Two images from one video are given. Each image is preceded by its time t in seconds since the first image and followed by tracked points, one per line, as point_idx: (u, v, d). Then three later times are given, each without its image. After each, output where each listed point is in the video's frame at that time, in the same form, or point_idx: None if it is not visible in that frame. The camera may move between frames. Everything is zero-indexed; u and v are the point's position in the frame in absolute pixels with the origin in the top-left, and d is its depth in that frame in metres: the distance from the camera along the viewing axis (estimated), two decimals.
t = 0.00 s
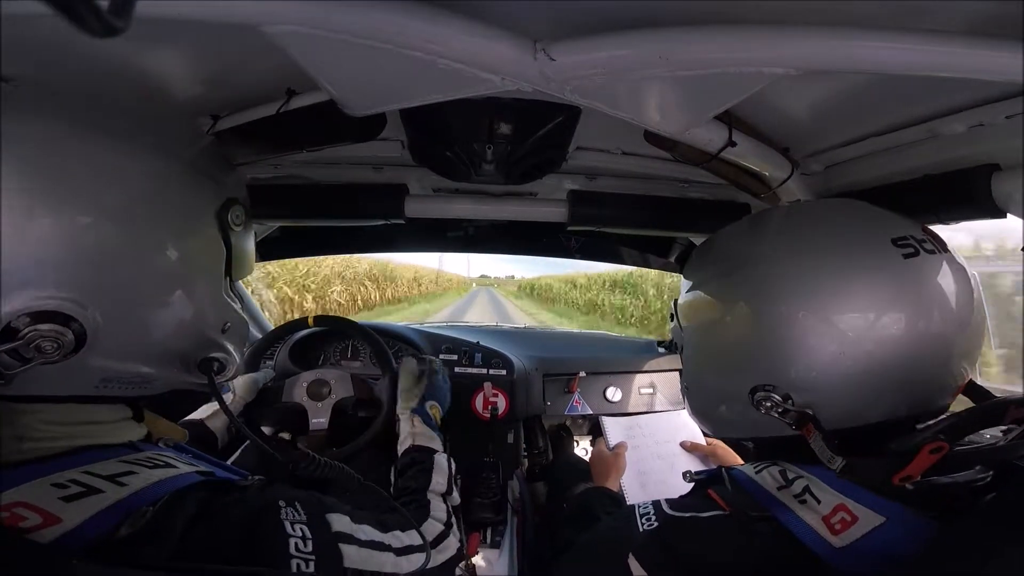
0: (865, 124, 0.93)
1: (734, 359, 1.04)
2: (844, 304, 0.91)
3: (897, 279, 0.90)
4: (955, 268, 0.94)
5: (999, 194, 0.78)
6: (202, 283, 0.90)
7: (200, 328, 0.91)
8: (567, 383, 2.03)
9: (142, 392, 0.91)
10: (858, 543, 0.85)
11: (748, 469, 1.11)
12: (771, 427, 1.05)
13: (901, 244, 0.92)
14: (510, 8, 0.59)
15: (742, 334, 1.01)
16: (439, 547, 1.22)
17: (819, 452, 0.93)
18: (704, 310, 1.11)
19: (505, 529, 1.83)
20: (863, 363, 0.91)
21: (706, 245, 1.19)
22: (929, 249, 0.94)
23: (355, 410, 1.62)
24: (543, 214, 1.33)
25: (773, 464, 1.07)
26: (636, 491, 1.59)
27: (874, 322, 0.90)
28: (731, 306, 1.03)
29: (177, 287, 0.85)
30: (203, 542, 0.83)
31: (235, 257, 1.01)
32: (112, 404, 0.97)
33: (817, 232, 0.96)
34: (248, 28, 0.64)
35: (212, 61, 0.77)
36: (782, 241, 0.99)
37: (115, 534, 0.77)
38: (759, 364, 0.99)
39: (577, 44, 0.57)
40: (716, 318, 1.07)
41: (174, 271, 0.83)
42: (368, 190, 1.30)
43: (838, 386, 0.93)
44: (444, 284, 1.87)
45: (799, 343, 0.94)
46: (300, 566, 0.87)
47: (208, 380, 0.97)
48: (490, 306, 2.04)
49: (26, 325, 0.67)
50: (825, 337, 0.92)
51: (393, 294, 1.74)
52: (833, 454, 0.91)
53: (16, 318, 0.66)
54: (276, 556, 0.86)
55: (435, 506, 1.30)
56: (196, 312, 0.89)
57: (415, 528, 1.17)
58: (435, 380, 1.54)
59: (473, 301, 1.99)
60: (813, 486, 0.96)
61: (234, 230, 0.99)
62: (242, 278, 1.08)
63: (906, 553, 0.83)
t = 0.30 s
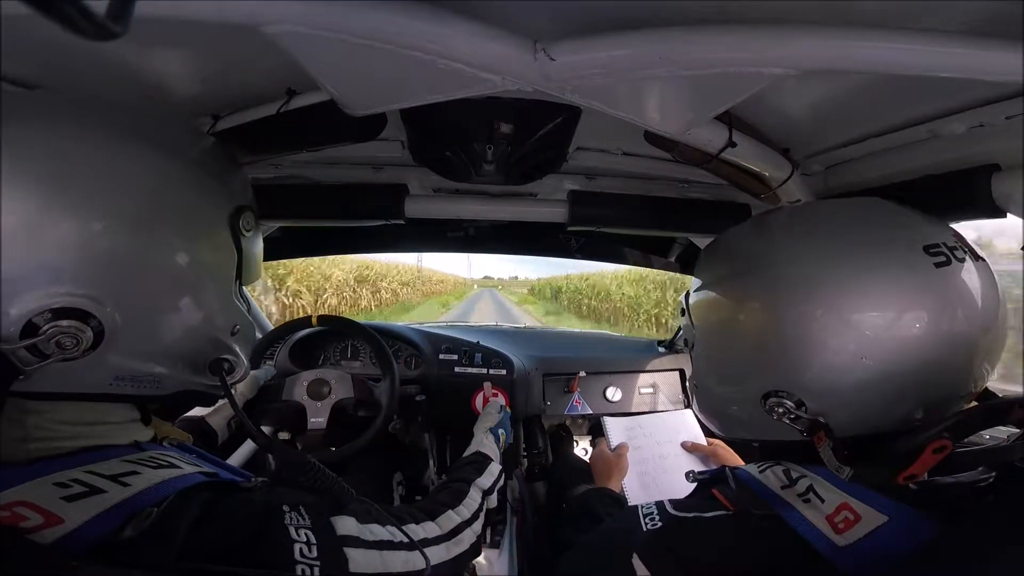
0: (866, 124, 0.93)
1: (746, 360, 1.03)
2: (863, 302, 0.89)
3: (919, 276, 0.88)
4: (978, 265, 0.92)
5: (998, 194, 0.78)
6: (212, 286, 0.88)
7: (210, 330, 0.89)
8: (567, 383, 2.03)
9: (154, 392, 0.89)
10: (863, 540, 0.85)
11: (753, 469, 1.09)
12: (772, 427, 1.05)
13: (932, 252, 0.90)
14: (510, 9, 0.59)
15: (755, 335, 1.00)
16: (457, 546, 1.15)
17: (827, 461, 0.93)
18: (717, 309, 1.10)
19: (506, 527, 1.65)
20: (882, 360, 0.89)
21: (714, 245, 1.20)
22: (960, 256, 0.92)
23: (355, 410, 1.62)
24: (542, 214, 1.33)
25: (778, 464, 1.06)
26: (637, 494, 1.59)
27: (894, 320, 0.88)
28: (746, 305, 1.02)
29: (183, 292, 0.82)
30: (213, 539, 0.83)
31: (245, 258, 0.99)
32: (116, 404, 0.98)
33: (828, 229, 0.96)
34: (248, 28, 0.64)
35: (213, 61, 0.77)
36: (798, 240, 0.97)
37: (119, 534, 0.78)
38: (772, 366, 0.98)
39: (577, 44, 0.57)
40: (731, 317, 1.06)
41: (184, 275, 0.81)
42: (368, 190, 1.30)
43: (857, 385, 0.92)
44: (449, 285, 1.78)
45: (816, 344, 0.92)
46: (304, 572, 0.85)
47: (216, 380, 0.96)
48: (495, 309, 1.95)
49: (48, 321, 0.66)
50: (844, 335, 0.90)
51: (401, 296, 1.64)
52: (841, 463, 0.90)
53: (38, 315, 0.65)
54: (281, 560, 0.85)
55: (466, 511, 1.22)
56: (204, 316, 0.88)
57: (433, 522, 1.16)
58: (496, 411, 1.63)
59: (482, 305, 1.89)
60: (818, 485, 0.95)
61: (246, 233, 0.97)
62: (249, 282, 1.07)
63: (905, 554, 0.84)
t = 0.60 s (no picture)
0: (865, 125, 0.93)
1: (746, 364, 1.03)
2: (865, 305, 0.90)
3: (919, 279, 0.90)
4: (975, 267, 0.94)
5: (998, 194, 0.78)
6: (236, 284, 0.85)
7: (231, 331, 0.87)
8: (567, 383, 2.03)
9: (179, 408, 0.90)
10: (864, 541, 0.87)
11: (756, 466, 1.10)
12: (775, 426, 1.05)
13: (929, 248, 0.92)
14: (511, 9, 0.59)
15: (759, 338, 1.00)
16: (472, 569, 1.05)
17: (829, 446, 0.94)
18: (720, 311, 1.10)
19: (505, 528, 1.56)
20: (884, 363, 0.91)
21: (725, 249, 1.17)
22: (957, 253, 0.94)
23: (355, 410, 1.63)
24: (542, 214, 1.33)
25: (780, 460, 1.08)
26: (639, 491, 1.59)
27: (895, 323, 0.89)
28: (748, 308, 1.03)
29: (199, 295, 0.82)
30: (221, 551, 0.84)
31: (271, 270, 0.96)
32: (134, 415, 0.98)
33: (831, 233, 0.96)
34: (247, 29, 0.64)
35: (213, 61, 0.77)
36: (801, 244, 0.98)
37: (135, 543, 0.78)
38: (774, 368, 0.98)
39: (577, 45, 0.57)
40: (732, 321, 1.06)
41: (208, 274, 0.79)
42: (368, 190, 1.30)
43: (859, 388, 0.93)
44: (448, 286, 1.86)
45: (821, 347, 0.93)
46: None
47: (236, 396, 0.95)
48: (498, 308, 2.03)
49: (75, 344, 0.68)
50: (847, 339, 0.91)
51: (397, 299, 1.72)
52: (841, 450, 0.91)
53: (65, 338, 0.67)
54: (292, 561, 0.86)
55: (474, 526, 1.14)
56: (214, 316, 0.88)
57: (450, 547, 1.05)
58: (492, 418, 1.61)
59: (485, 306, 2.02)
60: (822, 484, 0.96)
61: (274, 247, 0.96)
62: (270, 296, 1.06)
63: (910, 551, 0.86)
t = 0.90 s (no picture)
0: (865, 125, 0.93)
1: (717, 363, 1.05)
2: (833, 307, 0.91)
3: (885, 283, 0.91)
4: (936, 274, 0.95)
5: (998, 193, 0.78)
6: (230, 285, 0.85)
7: (224, 332, 0.87)
8: (567, 382, 2.03)
9: (169, 407, 0.91)
10: (857, 544, 0.86)
11: (746, 470, 1.10)
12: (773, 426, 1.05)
13: (876, 239, 0.95)
14: (511, 9, 0.59)
15: (730, 339, 1.01)
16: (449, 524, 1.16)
17: (818, 445, 0.94)
18: (695, 311, 1.10)
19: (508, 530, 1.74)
20: (849, 364, 0.92)
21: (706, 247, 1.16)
22: (903, 242, 0.96)
23: (355, 411, 1.62)
24: (542, 213, 1.33)
25: (769, 464, 1.07)
26: (636, 494, 1.61)
27: (861, 327, 0.90)
28: (721, 307, 1.03)
29: (201, 289, 0.80)
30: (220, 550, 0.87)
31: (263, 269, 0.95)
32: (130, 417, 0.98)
33: (805, 235, 0.97)
34: (247, 29, 0.64)
35: (213, 60, 0.77)
36: (772, 245, 0.99)
37: (132, 540, 0.79)
38: (745, 369, 0.99)
39: (577, 44, 0.57)
40: (706, 320, 1.06)
41: (200, 272, 0.79)
42: (368, 190, 1.30)
43: (826, 389, 0.93)
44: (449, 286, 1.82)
45: (788, 346, 0.93)
46: (312, 568, 0.89)
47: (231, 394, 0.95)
48: (501, 310, 1.98)
49: (61, 343, 0.68)
50: (815, 339, 0.92)
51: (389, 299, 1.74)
52: (833, 447, 0.92)
53: (52, 337, 0.67)
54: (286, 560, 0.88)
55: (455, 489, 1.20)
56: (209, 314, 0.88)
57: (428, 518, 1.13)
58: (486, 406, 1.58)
59: (487, 306, 1.95)
60: (812, 488, 0.95)
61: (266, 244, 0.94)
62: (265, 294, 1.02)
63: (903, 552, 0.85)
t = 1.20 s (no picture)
0: (864, 124, 0.94)
1: (701, 365, 1.05)
2: (813, 311, 0.91)
3: (867, 287, 0.91)
4: (919, 277, 0.95)
5: (997, 191, 0.78)
6: (215, 286, 0.86)
7: (212, 335, 0.88)
8: (566, 382, 2.03)
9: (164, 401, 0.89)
10: (853, 546, 0.86)
11: (740, 471, 1.10)
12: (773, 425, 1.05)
13: (852, 243, 0.95)
14: (511, 8, 0.60)
15: (716, 342, 1.01)
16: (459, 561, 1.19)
17: (806, 449, 0.93)
18: (681, 313, 1.11)
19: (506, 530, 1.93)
20: (830, 368, 0.92)
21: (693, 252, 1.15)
22: (880, 245, 0.96)
23: (355, 411, 1.61)
24: (542, 213, 1.33)
25: (765, 466, 1.07)
26: (633, 496, 1.61)
27: (842, 331, 0.90)
28: (705, 310, 1.04)
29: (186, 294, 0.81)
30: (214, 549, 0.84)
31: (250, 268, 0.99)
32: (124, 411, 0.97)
33: (792, 235, 0.97)
34: (248, 29, 0.64)
35: (213, 60, 0.77)
36: (756, 248, 0.99)
37: (127, 540, 0.77)
38: (731, 371, 0.99)
39: (577, 44, 0.57)
40: (691, 322, 1.07)
41: (186, 276, 0.80)
42: (368, 191, 1.30)
43: (808, 392, 0.94)
44: (444, 286, 1.85)
45: (769, 350, 0.94)
46: None
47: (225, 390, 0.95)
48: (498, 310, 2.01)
49: (68, 332, 0.68)
50: (795, 343, 0.92)
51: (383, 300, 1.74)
52: (821, 451, 0.92)
53: (59, 327, 0.67)
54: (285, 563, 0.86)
55: (440, 520, 1.23)
56: (207, 318, 0.86)
57: (434, 544, 1.18)
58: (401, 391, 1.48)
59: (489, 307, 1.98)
60: (806, 489, 0.95)
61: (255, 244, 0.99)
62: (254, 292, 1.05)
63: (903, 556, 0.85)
